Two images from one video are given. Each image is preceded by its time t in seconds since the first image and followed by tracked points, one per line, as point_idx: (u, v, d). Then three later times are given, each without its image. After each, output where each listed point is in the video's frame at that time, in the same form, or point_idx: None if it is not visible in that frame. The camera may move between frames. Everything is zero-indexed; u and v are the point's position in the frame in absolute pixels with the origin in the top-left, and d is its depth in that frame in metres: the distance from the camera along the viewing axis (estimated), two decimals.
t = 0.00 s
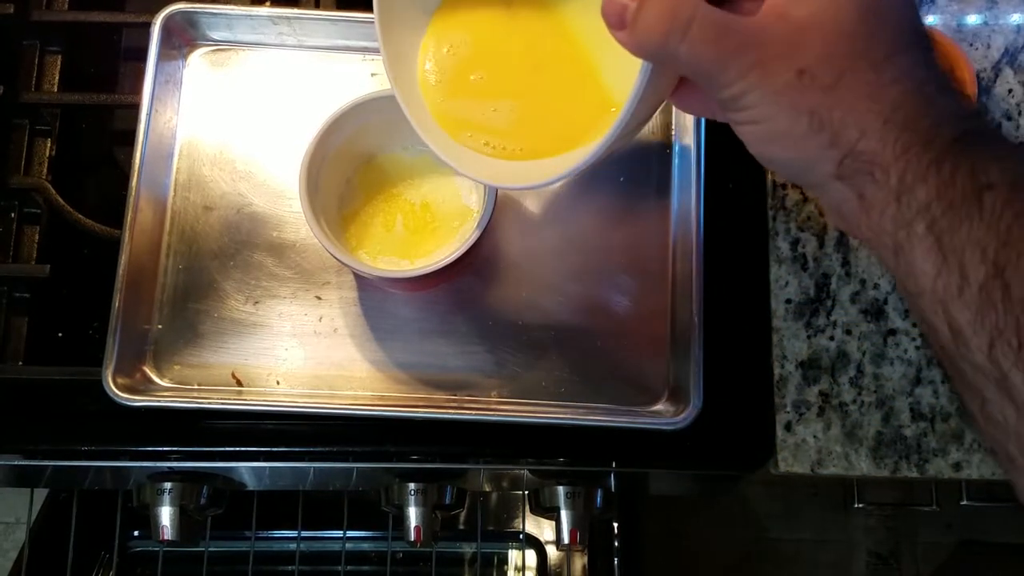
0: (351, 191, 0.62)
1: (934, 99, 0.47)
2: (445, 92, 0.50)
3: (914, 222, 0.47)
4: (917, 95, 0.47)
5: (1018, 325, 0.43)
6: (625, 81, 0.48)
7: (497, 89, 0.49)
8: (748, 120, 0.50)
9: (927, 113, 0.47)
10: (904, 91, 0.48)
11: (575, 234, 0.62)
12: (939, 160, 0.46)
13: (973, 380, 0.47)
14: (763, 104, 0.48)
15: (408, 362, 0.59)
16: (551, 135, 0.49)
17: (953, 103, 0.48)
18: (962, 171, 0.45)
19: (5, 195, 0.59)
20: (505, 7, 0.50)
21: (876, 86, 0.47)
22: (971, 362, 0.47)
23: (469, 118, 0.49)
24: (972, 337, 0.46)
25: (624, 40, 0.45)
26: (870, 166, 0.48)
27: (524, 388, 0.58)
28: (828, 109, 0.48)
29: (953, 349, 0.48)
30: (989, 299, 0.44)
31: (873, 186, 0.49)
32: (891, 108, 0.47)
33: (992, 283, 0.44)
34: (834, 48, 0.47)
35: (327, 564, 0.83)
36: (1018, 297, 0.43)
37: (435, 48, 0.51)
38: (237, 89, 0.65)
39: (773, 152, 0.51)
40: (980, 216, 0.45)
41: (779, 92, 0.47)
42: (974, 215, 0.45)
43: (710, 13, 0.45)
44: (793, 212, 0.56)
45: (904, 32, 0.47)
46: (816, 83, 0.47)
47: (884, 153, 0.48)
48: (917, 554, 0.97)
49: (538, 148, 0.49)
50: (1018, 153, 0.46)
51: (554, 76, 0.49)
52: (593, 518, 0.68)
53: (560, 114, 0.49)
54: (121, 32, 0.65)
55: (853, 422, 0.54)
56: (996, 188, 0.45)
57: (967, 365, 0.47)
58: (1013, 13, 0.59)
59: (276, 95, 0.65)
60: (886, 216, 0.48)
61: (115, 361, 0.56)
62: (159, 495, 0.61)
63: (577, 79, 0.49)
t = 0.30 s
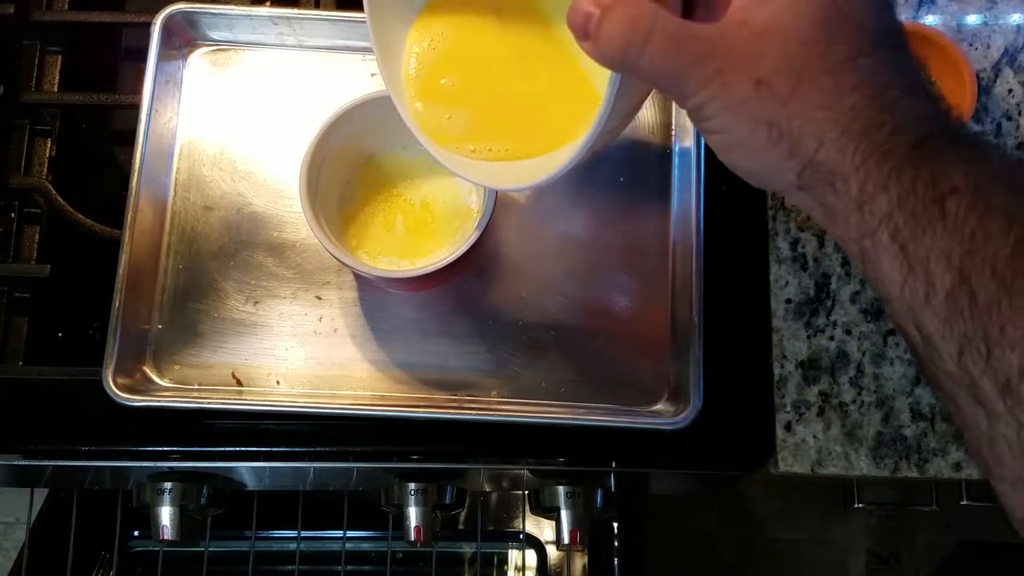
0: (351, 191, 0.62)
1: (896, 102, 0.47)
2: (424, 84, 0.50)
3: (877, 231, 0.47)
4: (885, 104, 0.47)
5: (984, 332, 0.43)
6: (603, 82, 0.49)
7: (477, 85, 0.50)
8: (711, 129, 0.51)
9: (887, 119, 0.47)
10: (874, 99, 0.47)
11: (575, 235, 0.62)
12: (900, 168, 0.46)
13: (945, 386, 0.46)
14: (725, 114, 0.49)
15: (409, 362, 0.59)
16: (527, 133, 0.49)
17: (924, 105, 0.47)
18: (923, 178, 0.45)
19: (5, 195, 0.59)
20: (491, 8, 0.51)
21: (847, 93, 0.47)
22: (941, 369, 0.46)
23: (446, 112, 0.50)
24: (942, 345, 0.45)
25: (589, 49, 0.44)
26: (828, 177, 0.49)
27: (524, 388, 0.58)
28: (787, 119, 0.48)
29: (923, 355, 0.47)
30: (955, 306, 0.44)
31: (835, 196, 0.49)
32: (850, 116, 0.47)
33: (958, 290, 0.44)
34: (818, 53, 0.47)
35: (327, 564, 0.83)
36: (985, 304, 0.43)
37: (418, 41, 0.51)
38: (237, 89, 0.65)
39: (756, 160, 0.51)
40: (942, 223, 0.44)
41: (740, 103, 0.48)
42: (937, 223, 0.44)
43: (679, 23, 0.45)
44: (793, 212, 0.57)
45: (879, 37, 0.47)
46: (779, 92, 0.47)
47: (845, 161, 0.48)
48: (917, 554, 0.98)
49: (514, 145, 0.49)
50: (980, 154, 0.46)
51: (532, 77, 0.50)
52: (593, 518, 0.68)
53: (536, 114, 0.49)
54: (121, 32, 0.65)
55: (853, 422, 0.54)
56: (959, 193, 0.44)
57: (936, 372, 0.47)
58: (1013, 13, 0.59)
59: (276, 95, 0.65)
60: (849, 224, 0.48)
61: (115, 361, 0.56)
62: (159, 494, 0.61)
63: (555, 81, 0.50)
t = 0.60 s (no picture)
0: (351, 191, 0.62)
1: (866, 109, 0.46)
2: (411, 89, 0.52)
3: (851, 241, 0.45)
4: (856, 110, 0.46)
5: (961, 342, 0.40)
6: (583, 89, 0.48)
7: (469, 86, 0.51)
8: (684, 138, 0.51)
9: (854, 129, 0.46)
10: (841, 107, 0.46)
11: (575, 235, 0.62)
12: (871, 178, 0.44)
13: (927, 395, 0.44)
14: (697, 125, 0.49)
15: (409, 362, 0.59)
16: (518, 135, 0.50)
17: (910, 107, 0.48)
18: (894, 187, 0.44)
19: (5, 195, 0.59)
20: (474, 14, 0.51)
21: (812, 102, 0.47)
22: (923, 377, 0.43)
23: (436, 114, 0.51)
24: (921, 355, 0.43)
25: (565, 60, 0.44)
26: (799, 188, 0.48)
27: (524, 388, 0.58)
28: (756, 131, 0.48)
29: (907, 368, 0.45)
30: (931, 316, 0.42)
31: (808, 206, 0.48)
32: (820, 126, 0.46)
33: (933, 301, 0.41)
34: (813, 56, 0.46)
35: (327, 564, 0.83)
36: (962, 315, 0.40)
37: (407, 45, 0.52)
38: (237, 89, 0.65)
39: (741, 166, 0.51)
40: (915, 232, 0.42)
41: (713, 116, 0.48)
42: (910, 232, 0.43)
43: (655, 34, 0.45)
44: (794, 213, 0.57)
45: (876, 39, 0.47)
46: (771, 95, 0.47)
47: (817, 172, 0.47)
48: (917, 554, 0.98)
49: (506, 145, 0.50)
50: (955, 160, 0.43)
51: (518, 80, 0.50)
52: (593, 518, 0.68)
53: (524, 117, 0.50)
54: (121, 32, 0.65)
55: (853, 422, 0.54)
56: (931, 201, 0.42)
57: (920, 383, 0.44)
58: (1013, 13, 0.59)
59: (276, 95, 0.65)
60: (825, 235, 0.47)
61: (115, 361, 0.56)
62: (159, 494, 0.61)
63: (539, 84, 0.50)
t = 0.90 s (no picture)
0: (350, 191, 0.62)
1: (846, 112, 0.45)
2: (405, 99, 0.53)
3: (834, 245, 0.45)
4: (836, 114, 0.45)
5: (946, 345, 0.40)
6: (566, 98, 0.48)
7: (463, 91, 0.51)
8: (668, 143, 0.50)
9: (835, 133, 0.44)
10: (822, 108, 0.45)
11: (575, 236, 0.62)
12: (852, 181, 0.43)
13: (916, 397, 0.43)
14: (678, 132, 0.48)
15: (409, 362, 0.59)
16: (506, 142, 0.50)
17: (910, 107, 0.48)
18: (876, 191, 0.43)
19: (5, 195, 0.59)
20: (461, 24, 0.52)
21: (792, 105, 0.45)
22: (908, 379, 0.43)
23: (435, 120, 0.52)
24: (907, 357, 0.42)
25: (547, 68, 0.45)
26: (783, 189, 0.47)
27: (524, 388, 0.58)
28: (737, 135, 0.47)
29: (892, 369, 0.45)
30: (916, 319, 0.41)
31: (790, 211, 0.47)
32: (798, 129, 0.45)
33: (917, 305, 0.41)
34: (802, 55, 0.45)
35: (327, 564, 0.83)
36: (946, 318, 0.40)
37: (399, 58, 0.53)
38: (237, 89, 0.65)
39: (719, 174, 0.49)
40: (898, 236, 0.42)
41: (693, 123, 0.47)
42: (892, 235, 0.42)
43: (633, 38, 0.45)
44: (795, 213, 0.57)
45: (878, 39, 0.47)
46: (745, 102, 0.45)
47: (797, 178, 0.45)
48: (917, 555, 0.98)
49: (495, 151, 0.51)
50: (935, 161, 0.43)
51: (505, 89, 0.50)
52: (593, 518, 0.68)
53: (511, 124, 0.50)
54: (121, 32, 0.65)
55: (854, 422, 0.54)
56: (913, 204, 0.42)
57: (906, 386, 0.43)
58: (1013, 13, 0.59)
59: (275, 96, 0.65)
60: (807, 239, 0.46)
61: (115, 360, 0.56)
62: (159, 494, 0.61)
63: (525, 91, 0.50)
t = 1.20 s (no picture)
0: (350, 191, 0.62)
1: (828, 125, 0.44)
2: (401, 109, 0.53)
3: (821, 258, 0.44)
4: (835, 115, 0.45)
5: (936, 358, 0.40)
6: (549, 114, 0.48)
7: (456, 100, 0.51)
8: (652, 161, 0.50)
9: (818, 146, 0.44)
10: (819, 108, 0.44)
11: (575, 236, 0.62)
12: (837, 194, 0.43)
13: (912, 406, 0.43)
14: (661, 149, 0.48)
15: (409, 363, 0.59)
16: (499, 154, 0.50)
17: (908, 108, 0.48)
18: (861, 203, 0.42)
19: (6, 195, 0.59)
20: (449, 47, 0.52)
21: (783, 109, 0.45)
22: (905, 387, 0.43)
23: (430, 129, 0.52)
24: (897, 368, 0.42)
25: (535, 84, 0.44)
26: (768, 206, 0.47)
27: (524, 388, 0.58)
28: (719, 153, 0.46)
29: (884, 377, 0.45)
30: (906, 332, 0.41)
31: (776, 225, 0.47)
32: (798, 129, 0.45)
33: (905, 318, 0.41)
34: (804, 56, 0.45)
35: (327, 564, 0.83)
36: (935, 332, 0.40)
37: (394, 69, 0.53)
38: (237, 89, 0.65)
39: (707, 187, 0.49)
40: (884, 249, 0.42)
41: (676, 141, 0.47)
42: (878, 248, 0.42)
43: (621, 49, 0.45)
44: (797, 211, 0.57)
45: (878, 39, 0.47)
46: (737, 107, 0.45)
47: (782, 192, 0.45)
48: (917, 555, 0.97)
49: (488, 163, 0.51)
50: (920, 168, 0.42)
51: (489, 101, 0.50)
52: (593, 518, 0.68)
53: (495, 136, 0.50)
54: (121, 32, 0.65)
55: (854, 422, 0.55)
56: (899, 217, 0.41)
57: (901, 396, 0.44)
58: (1013, 13, 0.59)
59: (275, 96, 0.65)
60: (795, 253, 0.46)
61: (115, 360, 0.56)
62: (159, 494, 0.61)
63: (509, 104, 0.49)
